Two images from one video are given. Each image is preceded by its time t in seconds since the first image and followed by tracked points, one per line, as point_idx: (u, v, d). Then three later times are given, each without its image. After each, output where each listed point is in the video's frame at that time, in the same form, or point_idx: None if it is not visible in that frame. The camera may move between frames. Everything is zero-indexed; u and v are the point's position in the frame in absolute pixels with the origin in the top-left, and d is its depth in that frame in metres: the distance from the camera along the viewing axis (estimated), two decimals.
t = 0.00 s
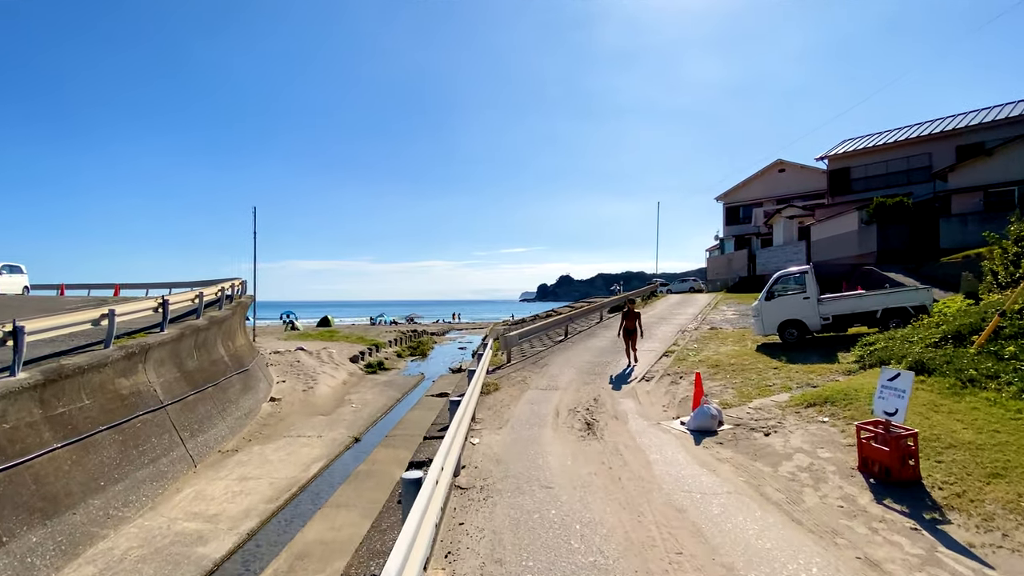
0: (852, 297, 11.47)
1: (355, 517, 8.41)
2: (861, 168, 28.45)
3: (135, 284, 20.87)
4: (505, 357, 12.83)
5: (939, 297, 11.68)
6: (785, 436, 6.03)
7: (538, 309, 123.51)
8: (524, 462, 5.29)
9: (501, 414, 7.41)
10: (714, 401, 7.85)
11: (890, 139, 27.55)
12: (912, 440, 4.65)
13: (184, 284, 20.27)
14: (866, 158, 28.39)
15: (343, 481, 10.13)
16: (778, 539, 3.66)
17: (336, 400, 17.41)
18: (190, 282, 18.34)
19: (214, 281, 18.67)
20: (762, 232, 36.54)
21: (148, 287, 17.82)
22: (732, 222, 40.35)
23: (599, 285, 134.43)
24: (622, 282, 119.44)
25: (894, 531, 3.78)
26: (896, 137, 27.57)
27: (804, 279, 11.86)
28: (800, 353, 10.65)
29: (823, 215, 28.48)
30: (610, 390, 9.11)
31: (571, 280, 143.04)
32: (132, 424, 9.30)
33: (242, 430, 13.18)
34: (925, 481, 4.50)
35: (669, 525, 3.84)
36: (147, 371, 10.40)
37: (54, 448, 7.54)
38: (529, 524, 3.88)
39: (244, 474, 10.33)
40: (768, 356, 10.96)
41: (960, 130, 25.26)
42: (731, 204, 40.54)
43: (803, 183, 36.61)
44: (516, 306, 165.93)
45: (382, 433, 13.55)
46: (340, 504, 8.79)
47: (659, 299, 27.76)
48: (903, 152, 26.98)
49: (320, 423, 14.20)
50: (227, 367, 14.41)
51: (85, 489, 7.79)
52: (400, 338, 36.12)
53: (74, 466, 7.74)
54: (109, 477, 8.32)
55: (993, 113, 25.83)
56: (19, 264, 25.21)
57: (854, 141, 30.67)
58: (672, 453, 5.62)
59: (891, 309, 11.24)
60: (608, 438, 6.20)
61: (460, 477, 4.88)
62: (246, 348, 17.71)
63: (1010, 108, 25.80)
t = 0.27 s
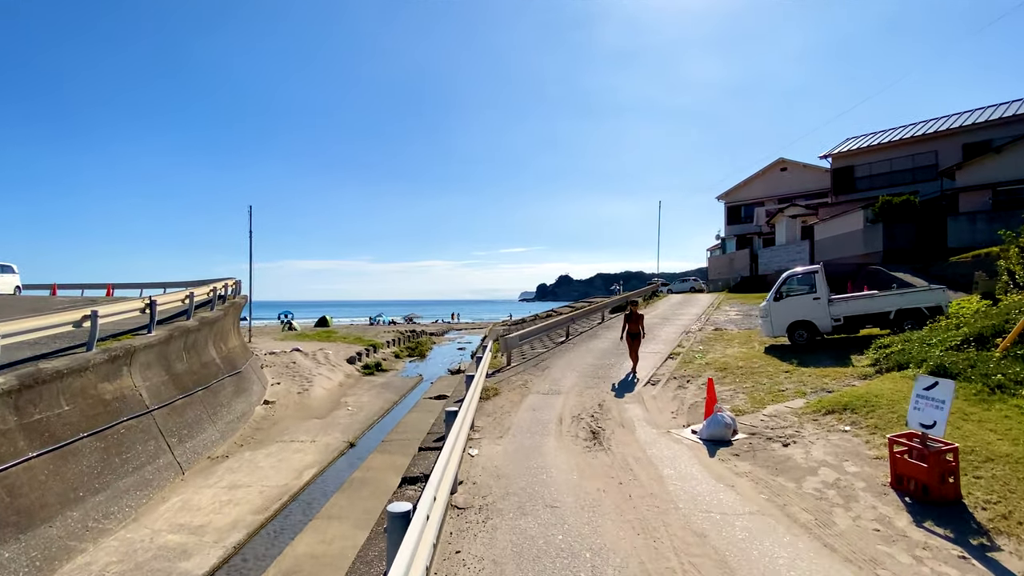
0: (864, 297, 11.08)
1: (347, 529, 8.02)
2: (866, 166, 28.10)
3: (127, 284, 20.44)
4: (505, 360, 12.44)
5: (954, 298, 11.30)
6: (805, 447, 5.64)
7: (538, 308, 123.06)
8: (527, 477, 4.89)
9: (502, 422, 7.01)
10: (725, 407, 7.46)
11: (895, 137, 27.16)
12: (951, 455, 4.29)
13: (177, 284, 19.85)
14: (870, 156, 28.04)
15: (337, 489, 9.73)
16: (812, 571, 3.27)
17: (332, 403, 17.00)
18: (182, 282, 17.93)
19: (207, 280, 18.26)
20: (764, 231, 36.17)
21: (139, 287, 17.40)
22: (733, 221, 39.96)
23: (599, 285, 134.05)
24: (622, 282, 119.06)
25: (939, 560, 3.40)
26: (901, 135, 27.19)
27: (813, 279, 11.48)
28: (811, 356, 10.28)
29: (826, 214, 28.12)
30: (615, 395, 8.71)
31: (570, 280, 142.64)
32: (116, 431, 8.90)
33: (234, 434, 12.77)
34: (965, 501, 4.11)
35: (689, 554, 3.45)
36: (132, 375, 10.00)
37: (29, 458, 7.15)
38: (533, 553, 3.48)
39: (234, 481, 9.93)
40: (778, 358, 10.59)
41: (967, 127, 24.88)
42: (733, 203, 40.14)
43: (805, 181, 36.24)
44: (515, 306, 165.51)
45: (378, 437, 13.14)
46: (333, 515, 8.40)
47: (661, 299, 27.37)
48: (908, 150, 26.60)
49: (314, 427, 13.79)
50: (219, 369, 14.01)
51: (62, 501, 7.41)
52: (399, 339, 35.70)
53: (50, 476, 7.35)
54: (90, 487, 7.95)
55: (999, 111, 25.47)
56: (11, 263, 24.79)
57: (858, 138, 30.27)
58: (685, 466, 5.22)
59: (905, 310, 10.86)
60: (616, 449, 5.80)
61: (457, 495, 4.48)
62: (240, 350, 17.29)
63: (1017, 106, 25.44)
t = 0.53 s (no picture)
0: (877, 296, 10.69)
1: (338, 540, 7.63)
2: (869, 165, 27.63)
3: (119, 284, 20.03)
4: (505, 361, 12.05)
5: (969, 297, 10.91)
6: (827, 457, 5.23)
7: (538, 309, 122.70)
8: (528, 492, 4.48)
9: (501, 428, 6.61)
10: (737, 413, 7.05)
11: (900, 135, 26.75)
12: (995, 468, 3.91)
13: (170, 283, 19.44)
14: (874, 154, 27.57)
15: (329, 496, 9.32)
16: None
17: (327, 405, 16.56)
18: (174, 281, 17.52)
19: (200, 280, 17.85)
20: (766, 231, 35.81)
21: (129, 287, 16.97)
22: (735, 220, 39.54)
23: (599, 285, 133.65)
24: (622, 283, 118.83)
25: None
26: (906, 132, 26.79)
27: (824, 278, 11.09)
28: (823, 357, 9.88)
29: (830, 213, 27.74)
30: (620, 399, 8.29)
31: (570, 280, 142.17)
32: (96, 436, 8.51)
33: (225, 438, 12.36)
34: (1012, 520, 3.69)
35: None
36: (116, 377, 9.58)
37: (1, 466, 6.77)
38: None
39: (221, 489, 9.53)
40: (788, 360, 10.18)
41: (973, 124, 24.49)
42: (733, 203, 39.70)
43: (808, 180, 35.86)
44: (514, 306, 165.09)
45: (373, 441, 12.72)
46: (323, 524, 7.99)
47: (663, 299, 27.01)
48: (913, 148, 26.20)
49: (307, 431, 13.37)
50: (211, 371, 13.59)
51: (36, 512, 7.04)
52: (397, 339, 35.31)
53: (23, 484, 6.97)
54: (66, 496, 7.59)
55: (1007, 108, 25.09)
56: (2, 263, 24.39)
57: (861, 136, 29.87)
58: (698, 478, 4.84)
59: (920, 310, 10.46)
60: (623, 459, 5.39)
61: (451, 513, 4.07)
62: (233, 351, 16.87)
63: None
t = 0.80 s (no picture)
0: (889, 297, 10.29)
1: (327, 553, 7.22)
2: (874, 163, 27.20)
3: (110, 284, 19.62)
4: (503, 363, 11.64)
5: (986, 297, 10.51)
6: (852, 471, 4.82)
7: (537, 309, 122.24)
8: (527, 511, 4.08)
9: (500, 437, 6.21)
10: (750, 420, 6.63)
11: (905, 133, 26.35)
12: None
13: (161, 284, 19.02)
14: (878, 153, 27.14)
15: (319, 505, 8.92)
16: None
17: (321, 408, 16.12)
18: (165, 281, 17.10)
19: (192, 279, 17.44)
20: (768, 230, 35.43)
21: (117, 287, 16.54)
22: (737, 220, 39.10)
23: (598, 285, 133.21)
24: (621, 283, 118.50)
25: None
26: (911, 130, 26.38)
27: (834, 276, 10.70)
28: (835, 360, 9.48)
29: (834, 212, 27.37)
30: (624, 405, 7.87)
31: (569, 280, 141.66)
32: (74, 443, 8.11)
33: (213, 443, 11.94)
34: None
35: None
36: (97, 381, 9.16)
37: None
38: None
39: (206, 497, 9.11)
40: (799, 363, 9.77)
41: (980, 122, 24.10)
42: (735, 202, 39.29)
43: (810, 180, 35.48)
44: (514, 306, 164.62)
45: (368, 446, 12.29)
46: (311, 536, 7.58)
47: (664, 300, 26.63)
48: (919, 146, 25.79)
49: (299, 435, 12.93)
50: (200, 374, 13.16)
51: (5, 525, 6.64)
52: (395, 340, 34.88)
53: None
54: (40, 507, 7.18)
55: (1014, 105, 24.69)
56: None
57: (865, 134, 29.46)
58: (714, 494, 4.44)
59: (934, 311, 10.07)
60: (631, 472, 4.99)
61: (442, 537, 3.67)
62: (225, 353, 16.45)
63: None
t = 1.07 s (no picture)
0: (902, 297, 9.92)
1: (314, 568, 6.84)
2: (877, 162, 26.82)
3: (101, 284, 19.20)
4: (502, 366, 11.25)
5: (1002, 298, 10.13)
6: (878, 487, 4.45)
7: (536, 310, 121.77)
8: (525, 535, 3.70)
9: (497, 446, 5.82)
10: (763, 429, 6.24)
11: (909, 131, 26.00)
12: None
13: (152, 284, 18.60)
14: (882, 151, 26.76)
15: (308, 515, 8.53)
16: None
17: (314, 412, 15.71)
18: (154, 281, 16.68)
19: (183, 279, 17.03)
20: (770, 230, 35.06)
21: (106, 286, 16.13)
22: (738, 219, 38.70)
23: (597, 285, 132.77)
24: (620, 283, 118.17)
25: None
26: (915, 128, 26.03)
27: (844, 275, 10.31)
28: (847, 362, 9.10)
29: (837, 211, 27.01)
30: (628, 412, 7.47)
31: (569, 281, 141.23)
32: (50, 451, 7.72)
33: (201, 449, 11.55)
34: None
35: None
36: (76, 385, 8.76)
37: None
38: None
39: (190, 507, 8.73)
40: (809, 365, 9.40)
41: (986, 119, 23.77)
42: (735, 202, 38.93)
43: (812, 179, 35.12)
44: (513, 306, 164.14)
45: (362, 451, 11.91)
46: (298, 550, 7.20)
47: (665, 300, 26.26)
48: (923, 144, 25.44)
49: (291, 440, 12.52)
50: (189, 376, 12.75)
51: None
52: (392, 341, 34.46)
53: None
54: (10, 520, 6.79)
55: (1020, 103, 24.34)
56: None
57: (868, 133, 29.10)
58: (729, 513, 4.06)
59: (949, 311, 9.69)
60: (637, 487, 4.61)
61: (429, 565, 3.30)
62: (216, 354, 16.03)
63: None
